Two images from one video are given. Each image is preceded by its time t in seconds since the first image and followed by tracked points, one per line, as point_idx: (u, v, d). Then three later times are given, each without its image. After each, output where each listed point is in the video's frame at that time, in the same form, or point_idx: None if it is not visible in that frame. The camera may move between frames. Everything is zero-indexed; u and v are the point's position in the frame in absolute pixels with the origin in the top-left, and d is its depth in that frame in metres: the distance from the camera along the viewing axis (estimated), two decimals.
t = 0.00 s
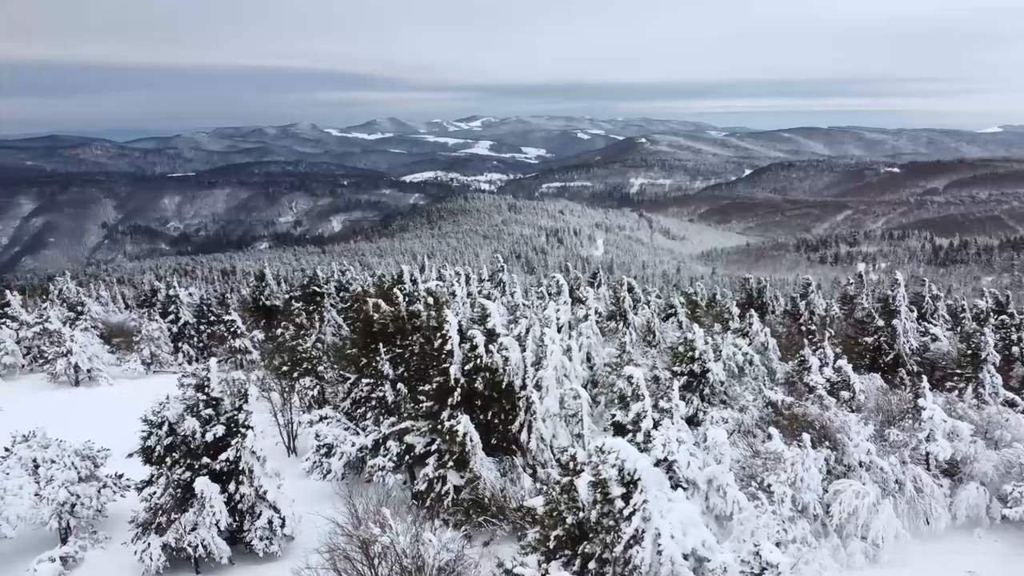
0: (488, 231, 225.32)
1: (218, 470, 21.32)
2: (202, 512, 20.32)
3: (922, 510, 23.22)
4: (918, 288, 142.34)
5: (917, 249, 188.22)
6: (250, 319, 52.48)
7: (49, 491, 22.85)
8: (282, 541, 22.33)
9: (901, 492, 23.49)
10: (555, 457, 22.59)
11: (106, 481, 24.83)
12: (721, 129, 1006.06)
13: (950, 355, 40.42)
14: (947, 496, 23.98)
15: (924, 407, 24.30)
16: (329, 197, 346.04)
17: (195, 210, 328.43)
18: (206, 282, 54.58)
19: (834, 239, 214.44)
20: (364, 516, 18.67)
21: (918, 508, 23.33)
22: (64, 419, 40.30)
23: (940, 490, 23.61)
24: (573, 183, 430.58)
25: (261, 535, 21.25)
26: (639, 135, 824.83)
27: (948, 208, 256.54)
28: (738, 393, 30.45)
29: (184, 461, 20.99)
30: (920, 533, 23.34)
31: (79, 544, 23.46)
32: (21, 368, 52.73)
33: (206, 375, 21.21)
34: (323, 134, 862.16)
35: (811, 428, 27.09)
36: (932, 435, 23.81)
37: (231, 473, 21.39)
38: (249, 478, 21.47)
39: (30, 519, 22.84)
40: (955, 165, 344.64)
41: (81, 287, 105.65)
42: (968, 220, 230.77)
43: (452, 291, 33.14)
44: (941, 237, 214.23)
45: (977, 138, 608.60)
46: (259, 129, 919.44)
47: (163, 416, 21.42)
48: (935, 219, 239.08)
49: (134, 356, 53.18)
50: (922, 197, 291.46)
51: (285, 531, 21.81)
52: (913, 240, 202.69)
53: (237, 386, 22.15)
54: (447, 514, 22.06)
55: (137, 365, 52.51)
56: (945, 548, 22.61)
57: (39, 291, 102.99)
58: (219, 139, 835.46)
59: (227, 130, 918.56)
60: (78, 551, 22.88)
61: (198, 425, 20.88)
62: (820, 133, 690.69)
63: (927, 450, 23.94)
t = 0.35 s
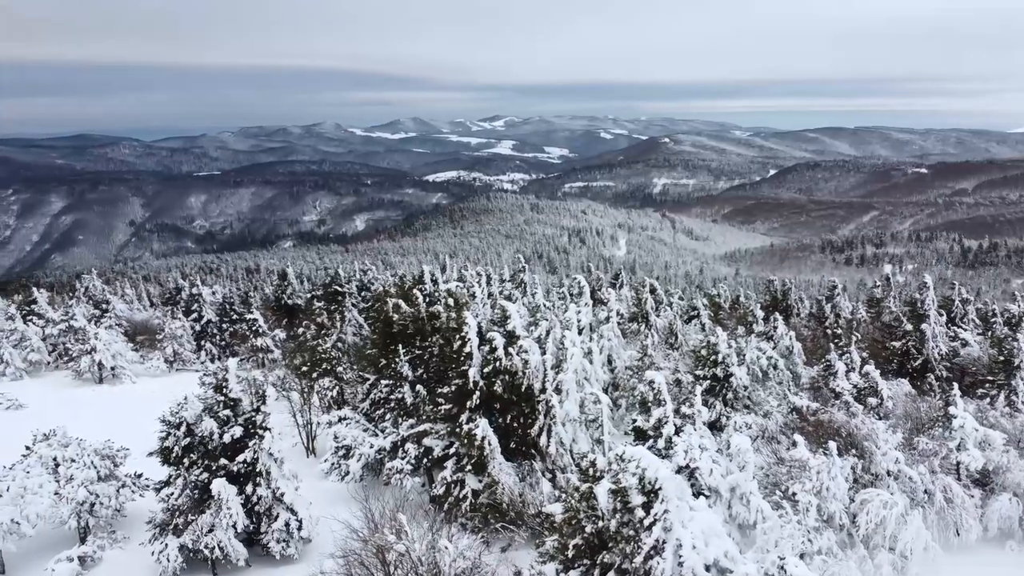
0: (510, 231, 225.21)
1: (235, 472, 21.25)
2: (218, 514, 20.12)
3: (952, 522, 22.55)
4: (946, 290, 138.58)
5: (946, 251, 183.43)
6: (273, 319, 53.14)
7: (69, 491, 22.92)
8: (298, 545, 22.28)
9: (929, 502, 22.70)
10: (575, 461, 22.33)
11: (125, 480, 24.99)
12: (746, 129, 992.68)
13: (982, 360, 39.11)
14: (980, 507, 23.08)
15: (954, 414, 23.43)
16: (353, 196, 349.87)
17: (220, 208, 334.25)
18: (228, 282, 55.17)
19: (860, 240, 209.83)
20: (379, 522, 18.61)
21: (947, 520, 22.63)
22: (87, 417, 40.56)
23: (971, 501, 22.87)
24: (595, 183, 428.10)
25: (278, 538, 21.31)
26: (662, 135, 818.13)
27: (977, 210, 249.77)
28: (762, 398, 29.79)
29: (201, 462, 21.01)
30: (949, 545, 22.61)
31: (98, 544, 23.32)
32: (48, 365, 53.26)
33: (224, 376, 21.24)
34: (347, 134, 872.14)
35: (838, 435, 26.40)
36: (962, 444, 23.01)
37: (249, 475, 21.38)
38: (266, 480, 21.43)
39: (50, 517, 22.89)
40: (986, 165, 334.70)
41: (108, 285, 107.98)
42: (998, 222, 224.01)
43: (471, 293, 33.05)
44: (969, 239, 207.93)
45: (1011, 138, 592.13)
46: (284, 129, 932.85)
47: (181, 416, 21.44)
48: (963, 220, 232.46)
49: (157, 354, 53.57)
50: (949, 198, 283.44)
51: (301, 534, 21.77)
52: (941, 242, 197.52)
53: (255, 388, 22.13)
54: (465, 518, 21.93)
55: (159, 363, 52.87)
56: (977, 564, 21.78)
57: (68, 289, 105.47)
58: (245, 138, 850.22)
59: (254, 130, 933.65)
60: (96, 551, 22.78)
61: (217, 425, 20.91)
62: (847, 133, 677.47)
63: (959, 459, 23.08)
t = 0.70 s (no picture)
0: (532, 230, 224.76)
1: (252, 474, 21.27)
2: (236, 515, 20.10)
3: (983, 534, 21.68)
4: (975, 293, 134.92)
5: (976, 253, 178.47)
6: (295, 318, 53.68)
7: (88, 490, 22.99)
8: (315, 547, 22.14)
9: (961, 513, 21.80)
10: (594, 467, 22.06)
11: (142, 480, 25.24)
12: (771, 129, 978.20)
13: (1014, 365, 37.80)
14: (1012, 519, 22.15)
15: (987, 422, 22.50)
16: (375, 195, 353.14)
17: (245, 207, 339.53)
18: (250, 280, 55.73)
19: (887, 241, 205.18)
20: (393, 526, 18.44)
21: (978, 532, 21.77)
22: (110, 415, 40.94)
23: (1006, 513, 21.90)
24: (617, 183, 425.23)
25: (295, 540, 21.15)
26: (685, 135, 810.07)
27: (1009, 212, 242.63)
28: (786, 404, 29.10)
29: (218, 463, 20.93)
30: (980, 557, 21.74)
31: (117, 542, 23.29)
32: (72, 362, 53.91)
33: (242, 376, 21.10)
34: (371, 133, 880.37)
35: (865, 444, 25.70)
36: (995, 454, 22.02)
37: (266, 476, 21.31)
38: (283, 482, 21.34)
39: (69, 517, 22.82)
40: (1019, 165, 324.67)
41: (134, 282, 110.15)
42: None
43: (490, 294, 32.87)
44: (999, 240, 202.12)
45: None
46: (309, 128, 944.99)
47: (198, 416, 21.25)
48: (994, 221, 225.96)
49: (179, 353, 54.08)
50: (978, 199, 275.58)
51: (318, 537, 21.63)
52: (971, 244, 192.25)
53: (273, 389, 22.05)
54: (483, 522, 21.77)
55: (181, 361, 53.41)
56: None
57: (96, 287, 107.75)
58: (272, 138, 863.24)
59: (279, 130, 947.32)
60: (113, 551, 22.68)
61: (234, 427, 20.74)
62: (875, 133, 663.74)
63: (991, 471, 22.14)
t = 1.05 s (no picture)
0: (553, 231, 223.99)
1: (268, 476, 21.08)
2: (251, 518, 19.93)
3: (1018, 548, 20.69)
4: (1006, 296, 130.79)
5: (1008, 255, 173.07)
6: (317, 317, 54.17)
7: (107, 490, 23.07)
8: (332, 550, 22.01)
9: (994, 526, 20.87)
10: (615, 472, 21.76)
11: (160, 480, 25.44)
12: (795, 129, 963.05)
13: None
14: None
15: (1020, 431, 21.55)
16: (398, 194, 355.95)
17: (270, 205, 344.33)
18: (273, 280, 56.39)
19: (915, 243, 200.28)
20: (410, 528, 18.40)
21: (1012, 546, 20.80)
22: (133, 414, 41.64)
23: None
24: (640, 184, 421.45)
25: (311, 543, 20.92)
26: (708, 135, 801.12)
27: None
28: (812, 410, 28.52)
29: (235, 465, 20.93)
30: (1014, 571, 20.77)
31: (133, 543, 23.27)
32: (96, 359, 54.81)
33: (259, 377, 21.11)
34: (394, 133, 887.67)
35: (893, 452, 24.98)
36: None
37: (283, 479, 21.23)
38: (300, 485, 21.17)
39: (87, 517, 22.93)
40: None
41: (158, 281, 111.99)
42: None
43: (510, 296, 32.76)
44: None
45: None
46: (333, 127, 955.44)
47: (217, 417, 21.27)
48: None
49: (201, 351, 54.37)
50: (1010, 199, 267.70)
51: (335, 540, 21.46)
52: (1002, 246, 186.53)
53: (292, 390, 21.98)
54: (502, 527, 21.59)
55: (203, 359, 53.64)
56: None
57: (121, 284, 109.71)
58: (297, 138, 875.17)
59: (304, 130, 959.16)
60: (131, 551, 22.79)
61: (250, 428, 20.60)
62: (901, 133, 649.02)
63: None
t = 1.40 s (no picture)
0: (575, 230, 223.06)
1: (285, 478, 20.92)
2: (268, 520, 19.60)
3: None
4: None
5: None
6: (338, 316, 54.65)
7: (125, 490, 23.09)
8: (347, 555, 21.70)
9: None
10: (634, 478, 21.38)
11: (178, 480, 25.32)
12: (820, 129, 946.92)
13: None
14: None
15: None
16: (420, 194, 358.35)
17: (293, 205, 348.78)
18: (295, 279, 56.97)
19: (942, 245, 195.60)
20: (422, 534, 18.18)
21: None
22: (155, 412, 42.24)
23: None
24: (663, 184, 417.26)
25: (328, 546, 20.77)
26: (731, 135, 791.23)
27: None
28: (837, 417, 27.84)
29: (252, 465, 20.73)
30: None
31: (151, 543, 23.34)
32: (119, 357, 55.69)
33: (277, 378, 20.85)
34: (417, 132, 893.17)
35: (922, 461, 24.19)
36: None
37: (299, 482, 20.99)
38: (316, 488, 20.92)
39: (105, 517, 22.88)
40: None
41: (181, 279, 113.66)
42: None
43: (530, 298, 32.53)
44: None
45: None
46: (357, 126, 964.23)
47: (234, 419, 21.12)
48: None
49: (223, 350, 54.84)
50: None
51: (350, 544, 21.16)
52: None
53: (310, 392, 21.73)
54: (519, 533, 21.49)
55: (225, 359, 54.08)
56: None
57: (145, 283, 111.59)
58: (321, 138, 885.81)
59: (328, 130, 969.90)
60: (148, 553, 22.75)
61: (268, 429, 20.35)
62: (929, 133, 634.26)
63: None
